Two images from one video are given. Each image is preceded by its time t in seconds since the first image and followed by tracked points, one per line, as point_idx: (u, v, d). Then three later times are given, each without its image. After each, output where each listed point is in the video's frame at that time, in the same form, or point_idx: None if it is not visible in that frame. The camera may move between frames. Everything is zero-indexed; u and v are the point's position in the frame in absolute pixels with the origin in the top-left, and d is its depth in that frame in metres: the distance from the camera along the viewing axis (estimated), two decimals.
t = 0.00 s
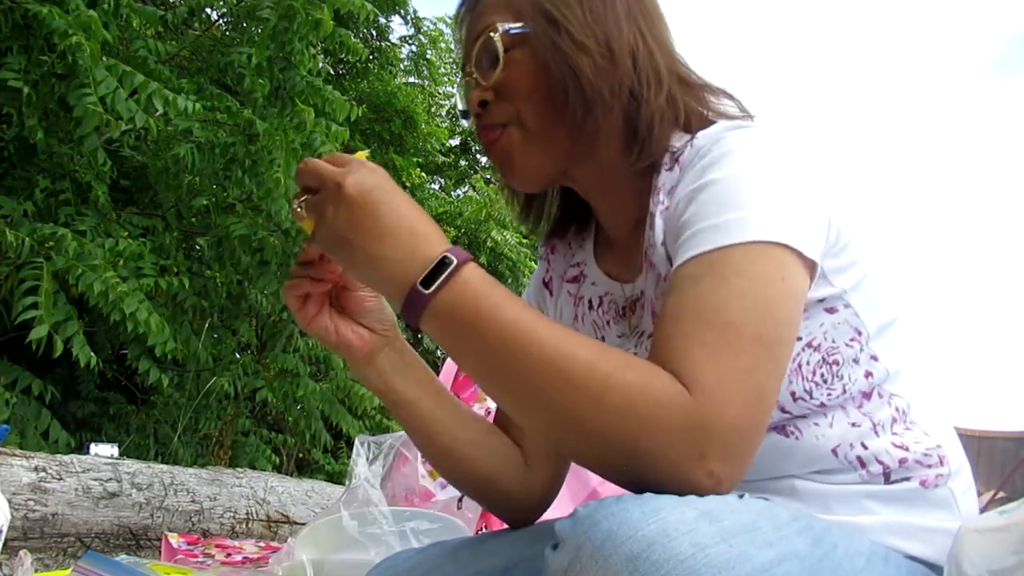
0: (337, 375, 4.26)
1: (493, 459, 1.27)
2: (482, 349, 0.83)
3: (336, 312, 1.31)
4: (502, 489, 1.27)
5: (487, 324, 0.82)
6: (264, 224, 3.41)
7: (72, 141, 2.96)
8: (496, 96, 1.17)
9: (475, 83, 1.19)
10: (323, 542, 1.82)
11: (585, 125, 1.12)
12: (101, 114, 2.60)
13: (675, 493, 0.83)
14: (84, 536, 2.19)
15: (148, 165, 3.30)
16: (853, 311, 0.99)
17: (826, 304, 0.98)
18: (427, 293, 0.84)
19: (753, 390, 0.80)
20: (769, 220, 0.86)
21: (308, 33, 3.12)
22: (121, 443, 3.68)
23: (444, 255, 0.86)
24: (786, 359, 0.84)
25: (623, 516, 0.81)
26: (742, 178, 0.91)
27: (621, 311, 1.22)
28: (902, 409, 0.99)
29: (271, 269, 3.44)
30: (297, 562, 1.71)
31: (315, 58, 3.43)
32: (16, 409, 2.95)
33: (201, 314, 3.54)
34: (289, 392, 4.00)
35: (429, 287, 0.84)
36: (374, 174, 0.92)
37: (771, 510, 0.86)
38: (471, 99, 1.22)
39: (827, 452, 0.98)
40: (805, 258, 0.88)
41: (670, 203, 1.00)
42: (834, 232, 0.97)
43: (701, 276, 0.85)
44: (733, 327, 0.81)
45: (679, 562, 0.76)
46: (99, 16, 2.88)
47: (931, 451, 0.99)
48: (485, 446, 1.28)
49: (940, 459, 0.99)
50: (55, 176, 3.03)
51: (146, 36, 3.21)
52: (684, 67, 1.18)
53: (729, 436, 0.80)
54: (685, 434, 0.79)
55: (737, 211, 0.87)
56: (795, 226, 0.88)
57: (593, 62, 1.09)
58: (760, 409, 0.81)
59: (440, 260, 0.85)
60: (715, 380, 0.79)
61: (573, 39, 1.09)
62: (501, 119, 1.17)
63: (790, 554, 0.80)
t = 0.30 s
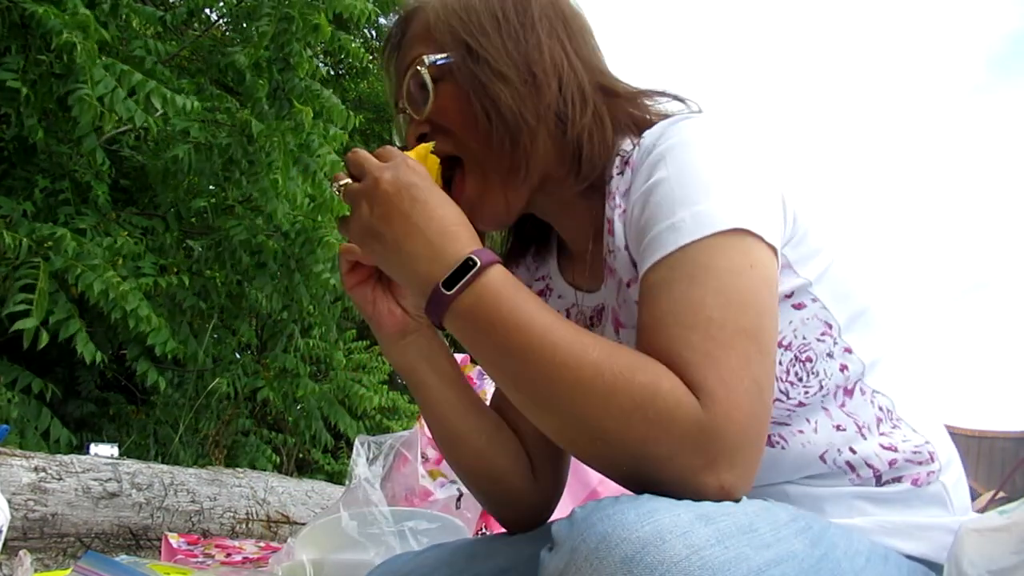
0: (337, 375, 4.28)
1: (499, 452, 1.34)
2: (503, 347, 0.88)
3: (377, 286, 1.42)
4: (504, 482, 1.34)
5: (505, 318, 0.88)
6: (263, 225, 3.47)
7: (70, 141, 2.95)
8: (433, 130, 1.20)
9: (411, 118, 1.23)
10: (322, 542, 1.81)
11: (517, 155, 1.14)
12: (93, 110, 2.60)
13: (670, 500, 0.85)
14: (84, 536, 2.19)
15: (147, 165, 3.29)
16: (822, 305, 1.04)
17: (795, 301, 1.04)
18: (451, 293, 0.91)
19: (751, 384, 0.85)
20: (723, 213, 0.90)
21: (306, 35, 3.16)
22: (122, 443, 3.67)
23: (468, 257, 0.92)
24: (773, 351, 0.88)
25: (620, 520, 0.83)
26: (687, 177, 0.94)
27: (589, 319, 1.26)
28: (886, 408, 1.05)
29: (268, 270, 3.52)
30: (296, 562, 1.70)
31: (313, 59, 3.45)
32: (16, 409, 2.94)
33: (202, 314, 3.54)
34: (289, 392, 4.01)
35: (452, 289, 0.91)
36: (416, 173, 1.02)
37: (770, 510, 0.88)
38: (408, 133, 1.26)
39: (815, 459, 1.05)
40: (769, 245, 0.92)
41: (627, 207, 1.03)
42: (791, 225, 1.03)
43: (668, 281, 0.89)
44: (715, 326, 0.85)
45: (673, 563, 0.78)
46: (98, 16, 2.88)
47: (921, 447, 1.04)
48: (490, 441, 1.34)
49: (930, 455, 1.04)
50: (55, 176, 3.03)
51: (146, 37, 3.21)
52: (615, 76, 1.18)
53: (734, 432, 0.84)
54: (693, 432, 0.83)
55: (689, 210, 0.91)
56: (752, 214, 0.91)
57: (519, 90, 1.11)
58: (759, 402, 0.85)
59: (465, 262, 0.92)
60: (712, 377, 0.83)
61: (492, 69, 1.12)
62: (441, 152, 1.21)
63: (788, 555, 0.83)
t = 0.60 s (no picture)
0: (336, 375, 4.28)
1: (499, 446, 1.34)
2: (510, 347, 0.88)
3: (386, 281, 1.40)
4: (503, 477, 1.34)
5: (512, 320, 0.88)
6: (263, 226, 3.50)
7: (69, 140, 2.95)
8: (429, 135, 1.20)
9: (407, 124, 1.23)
10: (322, 542, 1.81)
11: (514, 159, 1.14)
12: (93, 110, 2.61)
13: (673, 499, 0.85)
14: (84, 536, 2.19)
15: (147, 165, 3.29)
16: (824, 305, 1.04)
17: (796, 301, 1.04)
18: (458, 299, 0.91)
19: (759, 386, 0.85)
20: (727, 212, 0.90)
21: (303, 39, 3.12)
22: (122, 443, 3.67)
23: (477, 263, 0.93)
24: (780, 352, 0.88)
25: (621, 519, 0.83)
26: (690, 175, 0.94)
27: (588, 318, 1.25)
28: (889, 409, 1.05)
29: (269, 270, 3.57)
30: (296, 562, 1.71)
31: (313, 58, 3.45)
32: (15, 409, 2.95)
33: (201, 313, 3.54)
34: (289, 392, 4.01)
35: (460, 295, 0.91)
36: (426, 178, 1.02)
37: (772, 511, 0.89)
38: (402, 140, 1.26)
39: (817, 461, 1.05)
40: (774, 244, 0.92)
41: (627, 205, 1.03)
42: (793, 222, 1.04)
43: (673, 282, 0.89)
44: (722, 327, 0.85)
45: (674, 563, 0.78)
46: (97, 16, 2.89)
47: (923, 449, 1.04)
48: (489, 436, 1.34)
49: (932, 457, 1.04)
50: (54, 176, 3.03)
51: (145, 36, 3.21)
52: (609, 77, 1.18)
53: (742, 433, 0.84)
54: (701, 433, 0.83)
55: (691, 209, 0.91)
56: (755, 213, 0.91)
57: (514, 94, 1.11)
58: (767, 402, 0.85)
59: (474, 267, 0.92)
60: (719, 378, 0.83)
61: (484, 73, 1.12)
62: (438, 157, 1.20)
63: (789, 557, 0.83)
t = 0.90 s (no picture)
0: (336, 375, 4.28)
1: (505, 443, 1.34)
2: (504, 354, 0.88)
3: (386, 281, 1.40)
4: (509, 472, 1.33)
5: (506, 328, 0.88)
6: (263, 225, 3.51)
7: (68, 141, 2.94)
8: (435, 141, 1.20)
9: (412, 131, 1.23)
10: (323, 542, 1.81)
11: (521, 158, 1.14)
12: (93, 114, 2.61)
13: (674, 499, 0.85)
14: (84, 536, 2.19)
15: (147, 165, 3.28)
16: (830, 304, 1.04)
17: (801, 301, 1.04)
18: (452, 310, 0.91)
19: (763, 388, 0.85)
20: (735, 212, 0.90)
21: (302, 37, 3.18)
22: (121, 443, 3.67)
23: (468, 274, 0.92)
24: (784, 353, 0.88)
25: (623, 519, 0.83)
26: (699, 174, 0.94)
27: (593, 316, 1.26)
28: (893, 410, 1.05)
29: (270, 270, 3.57)
30: (297, 562, 1.71)
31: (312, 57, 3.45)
32: (15, 409, 2.95)
33: (201, 313, 3.54)
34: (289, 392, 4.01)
35: (453, 306, 0.91)
36: (422, 188, 1.02)
37: (773, 511, 0.89)
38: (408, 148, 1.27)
39: (820, 462, 1.05)
40: (781, 243, 0.92)
41: (634, 203, 1.03)
42: (801, 221, 1.04)
43: (680, 281, 0.89)
44: (726, 329, 0.85)
45: (676, 563, 0.79)
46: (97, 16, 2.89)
47: (925, 450, 1.04)
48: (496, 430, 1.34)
49: (934, 458, 1.05)
50: (54, 176, 3.02)
51: (145, 36, 3.21)
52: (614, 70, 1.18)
53: (744, 434, 0.84)
54: (702, 435, 0.83)
55: (700, 208, 0.91)
56: (764, 213, 0.91)
57: (515, 94, 1.11)
58: (771, 404, 0.85)
59: (464, 279, 0.92)
60: (721, 380, 0.83)
61: (484, 75, 1.12)
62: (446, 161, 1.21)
63: (790, 557, 0.83)
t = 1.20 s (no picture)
0: (336, 375, 4.27)
1: (504, 448, 1.34)
2: (500, 357, 0.88)
3: (380, 289, 1.41)
4: (508, 476, 1.34)
5: (502, 333, 0.88)
6: (262, 225, 3.51)
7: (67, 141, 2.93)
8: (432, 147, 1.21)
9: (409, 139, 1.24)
10: (323, 542, 1.81)
11: (518, 164, 1.14)
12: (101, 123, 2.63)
13: (674, 499, 0.85)
14: (84, 536, 2.19)
15: (146, 165, 3.28)
16: (830, 306, 1.04)
17: (802, 302, 1.04)
18: (447, 316, 0.91)
19: (763, 388, 0.85)
20: (733, 212, 0.90)
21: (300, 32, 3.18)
22: (122, 443, 3.68)
23: (462, 279, 0.92)
24: (784, 353, 0.88)
25: (623, 519, 0.83)
26: (697, 174, 0.94)
27: (592, 318, 1.25)
28: (893, 410, 1.05)
29: (270, 269, 3.57)
30: (296, 562, 1.71)
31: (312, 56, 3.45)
32: (14, 409, 2.95)
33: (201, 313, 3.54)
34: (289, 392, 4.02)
35: (448, 312, 0.91)
36: (417, 194, 1.03)
37: (774, 511, 0.89)
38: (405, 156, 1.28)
39: (821, 462, 1.05)
40: (780, 244, 0.92)
41: (633, 203, 1.03)
42: (800, 222, 1.04)
43: (679, 282, 0.89)
44: (726, 329, 0.85)
45: (676, 564, 0.79)
46: (97, 16, 2.89)
47: (926, 450, 1.04)
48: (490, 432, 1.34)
49: (934, 458, 1.05)
50: (54, 176, 3.02)
51: (145, 36, 3.21)
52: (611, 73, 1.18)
53: (745, 434, 0.84)
54: (701, 436, 0.83)
55: (699, 209, 0.91)
56: (762, 214, 0.91)
57: (510, 101, 1.11)
58: (771, 405, 0.85)
59: (458, 284, 0.92)
60: (721, 382, 0.83)
61: (478, 84, 1.12)
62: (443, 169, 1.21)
63: (791, 557, 0.83)
